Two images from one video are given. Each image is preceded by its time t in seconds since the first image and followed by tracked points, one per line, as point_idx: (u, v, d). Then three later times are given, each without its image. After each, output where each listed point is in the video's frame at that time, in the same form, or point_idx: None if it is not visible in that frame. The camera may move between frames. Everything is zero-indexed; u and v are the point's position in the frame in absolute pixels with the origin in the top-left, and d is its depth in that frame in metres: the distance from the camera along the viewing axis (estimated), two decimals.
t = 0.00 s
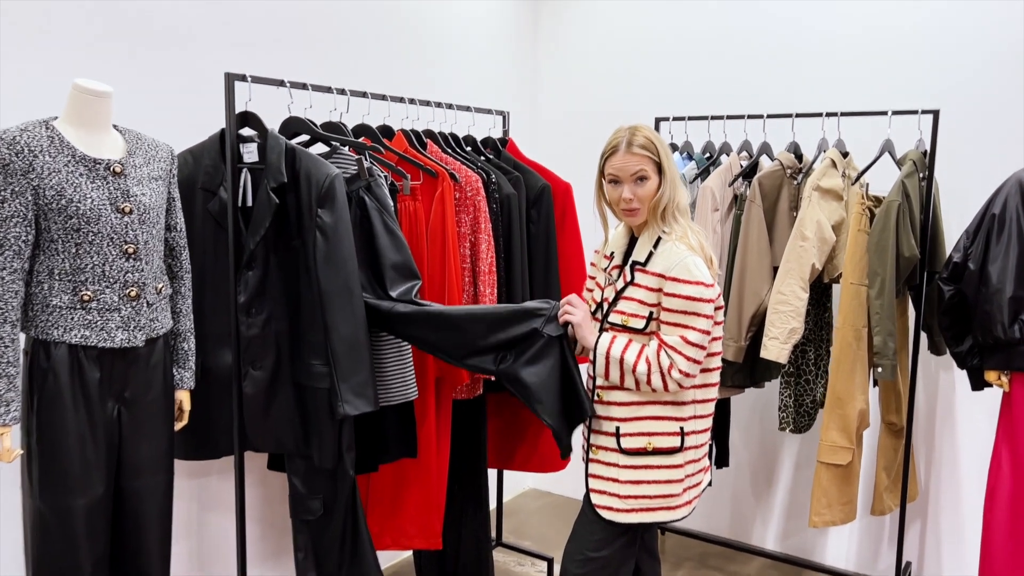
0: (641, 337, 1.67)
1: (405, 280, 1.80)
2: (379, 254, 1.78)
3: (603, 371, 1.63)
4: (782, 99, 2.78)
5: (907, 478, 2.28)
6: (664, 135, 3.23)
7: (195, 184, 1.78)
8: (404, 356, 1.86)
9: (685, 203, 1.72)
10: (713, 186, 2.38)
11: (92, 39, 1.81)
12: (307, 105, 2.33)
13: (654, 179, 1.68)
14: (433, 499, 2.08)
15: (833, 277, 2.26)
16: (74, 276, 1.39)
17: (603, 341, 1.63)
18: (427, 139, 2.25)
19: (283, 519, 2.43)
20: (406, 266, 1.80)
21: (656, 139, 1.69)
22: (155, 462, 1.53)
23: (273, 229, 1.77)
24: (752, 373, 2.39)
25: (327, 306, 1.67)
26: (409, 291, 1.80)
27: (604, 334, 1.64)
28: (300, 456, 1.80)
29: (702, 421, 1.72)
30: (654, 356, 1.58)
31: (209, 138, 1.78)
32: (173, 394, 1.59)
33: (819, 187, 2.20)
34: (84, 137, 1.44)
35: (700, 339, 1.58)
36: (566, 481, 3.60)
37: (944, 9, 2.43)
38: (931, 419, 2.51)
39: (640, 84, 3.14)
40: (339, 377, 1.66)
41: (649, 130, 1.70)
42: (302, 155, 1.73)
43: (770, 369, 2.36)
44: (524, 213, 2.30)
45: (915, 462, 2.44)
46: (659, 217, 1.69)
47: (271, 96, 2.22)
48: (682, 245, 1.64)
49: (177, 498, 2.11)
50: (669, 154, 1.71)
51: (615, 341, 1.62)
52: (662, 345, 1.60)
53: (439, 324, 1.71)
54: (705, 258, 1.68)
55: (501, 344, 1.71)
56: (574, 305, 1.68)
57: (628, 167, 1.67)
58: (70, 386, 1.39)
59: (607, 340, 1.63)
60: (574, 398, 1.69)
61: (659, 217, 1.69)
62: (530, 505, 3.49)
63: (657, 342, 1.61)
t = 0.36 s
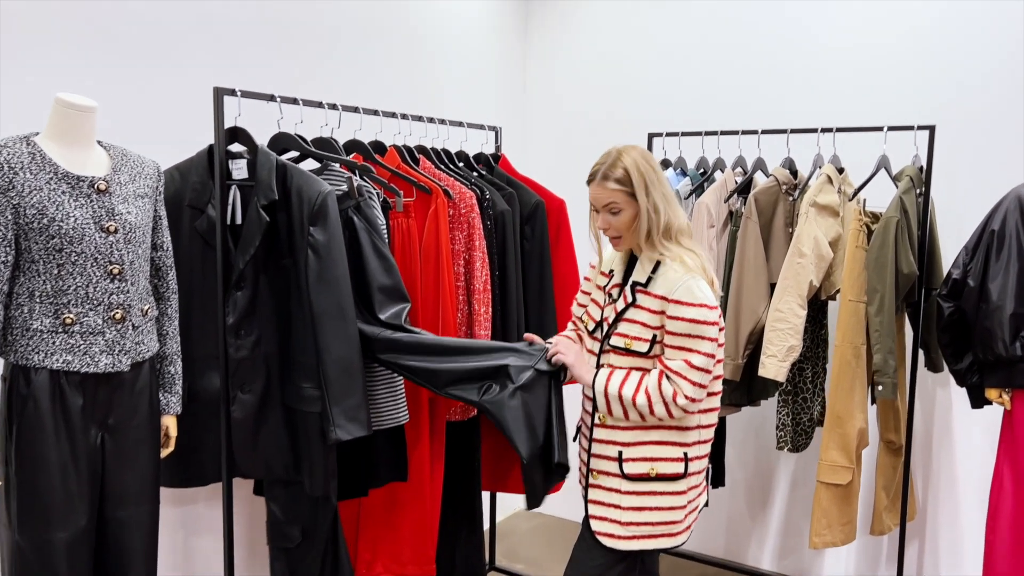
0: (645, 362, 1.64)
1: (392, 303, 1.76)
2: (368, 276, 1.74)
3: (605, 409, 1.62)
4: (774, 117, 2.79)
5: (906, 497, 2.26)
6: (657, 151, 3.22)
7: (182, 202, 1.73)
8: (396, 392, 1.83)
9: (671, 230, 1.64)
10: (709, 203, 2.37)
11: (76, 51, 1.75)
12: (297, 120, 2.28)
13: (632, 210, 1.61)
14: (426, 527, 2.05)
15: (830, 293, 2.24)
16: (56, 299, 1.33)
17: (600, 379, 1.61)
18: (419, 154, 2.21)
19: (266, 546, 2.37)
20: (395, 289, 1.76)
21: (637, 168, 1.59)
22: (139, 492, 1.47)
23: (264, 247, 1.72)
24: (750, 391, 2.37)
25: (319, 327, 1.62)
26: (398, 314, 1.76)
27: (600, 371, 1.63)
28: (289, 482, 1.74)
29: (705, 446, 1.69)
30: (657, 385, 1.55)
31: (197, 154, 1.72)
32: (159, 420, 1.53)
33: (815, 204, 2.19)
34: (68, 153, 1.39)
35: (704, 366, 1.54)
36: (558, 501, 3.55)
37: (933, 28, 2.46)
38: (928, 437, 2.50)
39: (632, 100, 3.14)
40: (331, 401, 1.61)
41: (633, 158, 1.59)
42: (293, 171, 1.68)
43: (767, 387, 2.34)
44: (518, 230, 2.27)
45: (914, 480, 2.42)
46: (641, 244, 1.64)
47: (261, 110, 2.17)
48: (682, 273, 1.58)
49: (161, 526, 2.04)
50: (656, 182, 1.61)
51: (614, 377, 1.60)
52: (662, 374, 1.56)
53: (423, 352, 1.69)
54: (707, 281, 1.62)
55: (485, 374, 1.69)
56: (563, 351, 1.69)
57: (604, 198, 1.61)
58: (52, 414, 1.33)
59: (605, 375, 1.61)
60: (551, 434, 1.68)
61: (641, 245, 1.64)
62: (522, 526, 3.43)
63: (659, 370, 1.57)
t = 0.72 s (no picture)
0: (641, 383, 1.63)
1: (388, 321, 1.74)
2: (361, 293, 1.72)
3: (602, 433, 1.63)
4: (762, 131, 2.83)
5: (898, 508, 2.28)
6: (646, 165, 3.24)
7: (177, 217, 1.70)
8: (395, 414, 1.81)
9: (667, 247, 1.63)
10: (701, 216, 2.39)
11: (69, 63, 1.73)
12: (295, 135, 2.29)
13: (627, 231, 1.62)
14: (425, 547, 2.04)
15: (823, 305, 2.25)
16: (52, 316, 1.30)
17: (594, 404, 1.62)
18: (414, 168, 2.20)
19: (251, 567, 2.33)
20: (389, 308, 1.74)
21: (626, 190, 1.59)
22: (135, 513, 1.44)
23: (260, 263, 1.70)
24: (743, 404, 2.38)
25: (318, 343, 1.60)
26: (392, 332, 1.74)
27: (596, 395, 1.64)
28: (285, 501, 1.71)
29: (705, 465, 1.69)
30: (652, 408, 1.55)
31: (192, 168, 1.70)
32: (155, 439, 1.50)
33: (807, 217, 2.21)
34: (64, 167, 1.37)
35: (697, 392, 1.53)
36: (547, 515, 3.53)
37: (918, 45, 2.51)
38: (918, 448, 2.52)
39: (622, 114, 3.16)
40: (330, 418, 1.59)
41: (621, 180, 1.59)
42: (291, 186, 1.66)
43: (760, 399, 2.35)
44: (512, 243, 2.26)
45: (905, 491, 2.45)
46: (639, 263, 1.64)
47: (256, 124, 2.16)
48: (676, 297, 1.58)
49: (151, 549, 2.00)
50: (648, 201, 1.60)
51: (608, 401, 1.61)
52: (655, 399, 1.56)
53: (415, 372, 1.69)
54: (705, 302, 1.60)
55: (476, 392, 1.69)
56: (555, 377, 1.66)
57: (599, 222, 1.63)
58: (47, 434, 1.30)
59: (599, 399, 1.62)
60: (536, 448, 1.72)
61: (639, 264, 1.64)
62: (513, 541, 3.41)
63: (653, 394, 1.57)
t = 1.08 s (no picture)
0: (640, 384, 1.67)
1: (389, 324, 1.74)
2: (362, 296, 1.71)
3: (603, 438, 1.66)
4: (748, 133, 2.89)
5: (885, 501, 2.34)
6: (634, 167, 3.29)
7: (180, 221, 1.70)
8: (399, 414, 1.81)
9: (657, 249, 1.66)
10: (693, 217, 2.43)
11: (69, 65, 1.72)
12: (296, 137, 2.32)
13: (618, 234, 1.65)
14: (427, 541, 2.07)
15: (812, 303, 2.30)
16: (65, 320, 1.30)
17: (595, 411, 1.65)
18: (411, 171, 2.22)
19: (245, 571, 2.33)
20: (389, 310, 1.74)
21: (617, 194, 1.62)
22: (146, 517, 1.44)
23: (265, 266, 1.70)
24: (734, 400, 2.44)
25: (324, 346, 1.60)
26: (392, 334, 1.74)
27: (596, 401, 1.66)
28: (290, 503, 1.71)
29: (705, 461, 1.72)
30: (650, 413, 1.58)
31: (196, 171, 1.70)
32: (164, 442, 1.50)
33: (796, 217, 2.26)
34: (73, 172, 1.36)
35: (696, 395, 1.56)
36: (537, 515, 3.56)
37: (901, 49, 2.59)
38: (903, 442, 2.60)
39: (610, 116, 3.21)
40: (336, 419, 1.59)
41: (613, 185, 1.62)
42: (295, 189, 1.67)
43: (751, 396, 2.40)
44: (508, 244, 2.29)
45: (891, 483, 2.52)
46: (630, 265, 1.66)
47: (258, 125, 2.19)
48: (670, 300, 1.60)
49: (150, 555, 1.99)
50: (639, 205, 1.63)
51: (611, 409, 1.63)
52: (654, 404, 1.59)
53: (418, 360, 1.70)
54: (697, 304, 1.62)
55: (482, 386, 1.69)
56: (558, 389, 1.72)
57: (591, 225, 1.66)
58: (61, 439, 1.30)
59: (600, 408, 1.65)
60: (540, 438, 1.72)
61: (631, 266, 1.66)
62: (503, 541, 3.44)
63: (652, 399, 1.61)
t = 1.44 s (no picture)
0: (628, 382, 1.65)
1: (404, 316, 1.77)
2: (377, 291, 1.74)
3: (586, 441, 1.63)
4: (742, 133, 2.95)
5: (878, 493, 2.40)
6: (631, 166, 3.34)
7: (194, 216, 1.72)
8: (405, 398, 1.84)
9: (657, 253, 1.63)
10: (691, 215, 2.46)
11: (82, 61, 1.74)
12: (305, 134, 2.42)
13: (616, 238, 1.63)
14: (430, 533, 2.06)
15: (807, 300, 2.37)
16: (88, 313, 1.33)
17: (576, 416, 1.62)
18: (417, 168, 2.24)
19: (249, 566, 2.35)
20: (405, 304, 1.77)
21: (613, 200, 1.60)
22: (164, 508, 1.46)
23: (278, 261, 1.73)
24: (731, 396, 2.47)
25: (337, 340, 1.63)
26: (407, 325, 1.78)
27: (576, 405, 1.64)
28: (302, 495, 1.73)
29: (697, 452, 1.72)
30: (636, 414, 1.57)
31: (210, 167, 1.72)
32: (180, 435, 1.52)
33: (792, 215, 2.31)
34: (95, 166, 1.38)
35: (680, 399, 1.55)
36: (532, 511, 3.60)
37: (894, 53, 2.65)
38: (894, 436, 2.67)
39: (607, 115, 3.25)
40: (349, 412, 1.62)
41: (609, 190, 1.61)
42: (308, 185, 1.69)
43: (747, 391, 2.46)
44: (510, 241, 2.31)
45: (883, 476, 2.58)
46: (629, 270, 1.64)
47: (271, 122, 2.28)
48: (663, 304, 1.57)
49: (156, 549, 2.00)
50: (636, 211, 1.61)
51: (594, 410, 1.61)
52: (639, 405, 1.58)
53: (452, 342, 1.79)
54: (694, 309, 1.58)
55: (501, 368, 1.78)
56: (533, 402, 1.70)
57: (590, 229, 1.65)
58: (84, 430, 1.31)
59: (580, 415, 1.62)
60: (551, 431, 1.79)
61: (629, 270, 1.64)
62: (500, 536, 3.47)
63: (635, 400, 1.59)
